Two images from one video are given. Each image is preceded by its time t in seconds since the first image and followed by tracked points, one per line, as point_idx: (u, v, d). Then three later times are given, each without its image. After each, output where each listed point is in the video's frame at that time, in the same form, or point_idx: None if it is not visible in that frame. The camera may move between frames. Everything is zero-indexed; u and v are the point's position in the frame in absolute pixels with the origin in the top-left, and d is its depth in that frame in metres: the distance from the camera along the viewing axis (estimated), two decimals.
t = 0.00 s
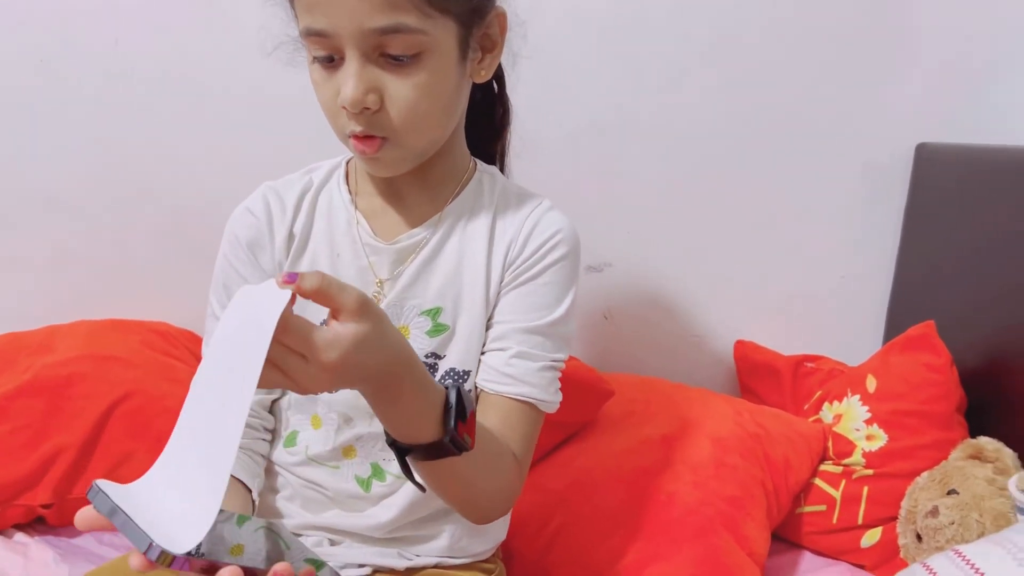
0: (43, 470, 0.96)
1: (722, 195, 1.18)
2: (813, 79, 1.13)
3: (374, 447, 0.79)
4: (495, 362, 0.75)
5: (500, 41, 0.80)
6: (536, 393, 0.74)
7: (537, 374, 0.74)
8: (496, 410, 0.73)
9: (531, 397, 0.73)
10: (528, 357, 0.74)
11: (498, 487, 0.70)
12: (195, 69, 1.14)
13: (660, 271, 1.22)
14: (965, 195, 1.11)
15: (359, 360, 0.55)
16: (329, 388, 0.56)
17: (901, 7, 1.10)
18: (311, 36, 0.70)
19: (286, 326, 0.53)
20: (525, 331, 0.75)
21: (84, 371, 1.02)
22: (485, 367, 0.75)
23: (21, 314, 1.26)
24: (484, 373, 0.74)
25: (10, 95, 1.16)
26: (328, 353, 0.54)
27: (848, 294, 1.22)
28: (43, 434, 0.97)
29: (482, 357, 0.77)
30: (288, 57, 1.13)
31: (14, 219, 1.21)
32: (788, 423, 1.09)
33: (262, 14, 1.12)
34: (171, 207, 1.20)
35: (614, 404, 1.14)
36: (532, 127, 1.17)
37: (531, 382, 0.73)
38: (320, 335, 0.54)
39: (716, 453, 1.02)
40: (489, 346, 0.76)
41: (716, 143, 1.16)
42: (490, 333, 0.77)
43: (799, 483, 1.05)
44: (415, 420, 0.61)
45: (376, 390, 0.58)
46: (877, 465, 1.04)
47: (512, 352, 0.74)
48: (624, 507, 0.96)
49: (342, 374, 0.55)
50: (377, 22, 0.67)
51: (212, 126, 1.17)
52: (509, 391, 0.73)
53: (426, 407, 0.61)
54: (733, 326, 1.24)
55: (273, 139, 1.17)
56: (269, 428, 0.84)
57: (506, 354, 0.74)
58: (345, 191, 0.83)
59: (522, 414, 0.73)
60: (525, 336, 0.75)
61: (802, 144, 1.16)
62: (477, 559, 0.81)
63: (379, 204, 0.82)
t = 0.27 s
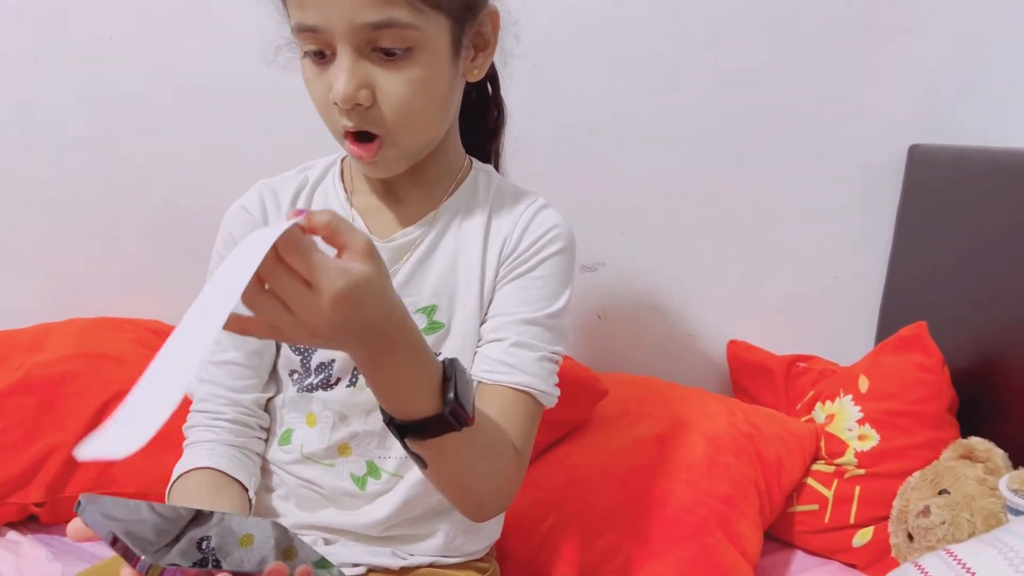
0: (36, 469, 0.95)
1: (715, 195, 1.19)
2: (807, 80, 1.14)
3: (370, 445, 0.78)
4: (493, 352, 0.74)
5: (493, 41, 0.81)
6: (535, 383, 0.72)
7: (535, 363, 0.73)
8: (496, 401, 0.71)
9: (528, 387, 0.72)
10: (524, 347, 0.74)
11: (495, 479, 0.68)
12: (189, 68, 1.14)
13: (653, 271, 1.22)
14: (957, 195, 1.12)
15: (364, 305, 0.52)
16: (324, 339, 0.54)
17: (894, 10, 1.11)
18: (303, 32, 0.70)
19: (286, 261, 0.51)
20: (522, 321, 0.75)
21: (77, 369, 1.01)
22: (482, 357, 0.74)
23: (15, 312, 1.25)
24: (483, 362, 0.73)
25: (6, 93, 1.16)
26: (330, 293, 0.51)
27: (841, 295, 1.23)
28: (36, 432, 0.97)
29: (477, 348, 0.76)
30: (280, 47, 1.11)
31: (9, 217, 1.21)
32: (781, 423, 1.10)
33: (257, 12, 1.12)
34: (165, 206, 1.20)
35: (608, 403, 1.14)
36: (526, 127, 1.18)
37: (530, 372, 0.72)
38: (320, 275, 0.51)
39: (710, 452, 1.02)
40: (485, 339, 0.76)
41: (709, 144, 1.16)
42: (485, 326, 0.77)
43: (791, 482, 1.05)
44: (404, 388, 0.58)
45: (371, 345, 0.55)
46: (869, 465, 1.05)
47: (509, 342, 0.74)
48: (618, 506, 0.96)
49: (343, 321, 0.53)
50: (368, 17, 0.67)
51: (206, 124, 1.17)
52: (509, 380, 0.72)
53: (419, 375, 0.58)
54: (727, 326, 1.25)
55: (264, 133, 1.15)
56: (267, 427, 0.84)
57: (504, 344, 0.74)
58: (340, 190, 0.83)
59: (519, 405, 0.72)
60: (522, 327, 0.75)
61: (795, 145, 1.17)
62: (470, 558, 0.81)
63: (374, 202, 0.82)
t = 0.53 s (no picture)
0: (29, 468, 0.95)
1: (710, 196, 1.19)
2: (800, 84, 1.14)
3: (362, 444, 0.78)
4: (518, 360, 0.72)
5: (482, 46, 0.80)
6: (565, 387, 0.71)
7: (562, 367, 0.72)
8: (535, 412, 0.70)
9: (561, 391, 0.71)
10: (549, 351, 0.72)
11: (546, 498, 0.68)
12: (184, 66, 1.14)
13: (648, 272, 1.22)
14: (950, 197, 1.12)
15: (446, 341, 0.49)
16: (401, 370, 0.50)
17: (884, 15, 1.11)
18: (289, 17, 0.69)
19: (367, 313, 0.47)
20: (542, 326, 0.74)
21: (70, 369, 1.01)
22: (508, 366, 0.72)
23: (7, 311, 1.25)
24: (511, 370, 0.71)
25: None
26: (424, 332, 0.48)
27: (834, 296, 1.24)
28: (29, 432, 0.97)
29: (498, 358, 0.74)
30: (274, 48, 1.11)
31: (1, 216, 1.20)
32: (774, 423, 1.10)
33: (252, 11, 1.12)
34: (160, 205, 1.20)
35: (601, 404, 1.14)
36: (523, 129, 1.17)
37: (560, 375, 0.71)
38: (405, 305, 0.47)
39: (703, 452, 1.02)
40: (506, 347, 0.74)
41: (704, 146, 1.17)
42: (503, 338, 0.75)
43: (784, 483, 1.06)
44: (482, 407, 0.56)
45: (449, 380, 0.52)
46: (862, 465, 1.05)
47: (534, 348, 0.72)
48: (612, 507, 0.96)
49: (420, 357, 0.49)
50: (354, 3, 0.66)
51: (201, 123, 1.16)
52: (541, 387, 0.70)
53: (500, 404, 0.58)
54: (721, 327, 1.25)
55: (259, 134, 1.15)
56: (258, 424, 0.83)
57: (530, 351, 0.72)
58: (332, 187, 0.84)
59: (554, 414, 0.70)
60: (542, 332, 0.74)
61: (789, 146, 1.17)
62: (464, 558, 0.81)
63: (364, 200, 0.82)
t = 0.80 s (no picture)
0: (20, 468, 0.95)
1: (704, 197, 1.19)
2: (795, 86, 1.16)
3: (353, 444, 0.77)
4: (544, 380, 0.74)
5: (468, 51, 0.78)
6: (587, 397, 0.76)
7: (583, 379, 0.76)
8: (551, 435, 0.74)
9: (582, 404, 0.76)
10: (571, 367, 0.76)
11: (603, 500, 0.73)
12: (179, 65, 1.14)
13: (643, 273, 1.22)
14: (942, 199, 1.13)
15: None
16: None
17: (879, 19, 1.14)
18: None
19: None
20: (560, 342, 0.76)
21: (62, 368, 1.01)
22: (536, 387, 0.74)
23: None
24: (540, 391, 0.74)
25: None
26: None
27: (825, 297, 1.26)
28: (21, 432, 0.97)
29: (518, 373, 0.76)
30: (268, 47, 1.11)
31: None
32: (766, 424, 1.10)
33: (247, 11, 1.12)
34: (155, 204, 1.19)
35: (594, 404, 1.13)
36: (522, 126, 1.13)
37: (583, 389, 0.76)
38: None
39: (696, 452, 1.02)
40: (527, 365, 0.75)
41: (698, 147, 1.17)
42: (519, 355, 0.76)
43: (777, 483, 1.06)
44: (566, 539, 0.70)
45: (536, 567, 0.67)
46: (854, 466, 1.05)
47: (558, 367, 0.75)
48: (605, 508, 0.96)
49: None
50: None
51: (196, 122, 1.16)
52: (569, 401, 0.74)
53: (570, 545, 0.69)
54: (715, 327, 1.26)
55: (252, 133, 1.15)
56: (239, 416, 0.79)
57: (554, 368, 0.75)
58: (323, 182, 0.83)
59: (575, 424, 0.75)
60: (560, 349, 0.76)
61: (782, 148, 1.18)
62: (458, 558, 0.81)
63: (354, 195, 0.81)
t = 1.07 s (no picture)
0: (17, 469, 0.95)
1: (702, 199, 1.19)
2: (795, 87, 1.16)
3: (348, 442, 0.77)
4: (539, 390, 0.75)
5: (464, 56, 0.77)
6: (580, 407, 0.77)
7: (576, 390, 0.77)
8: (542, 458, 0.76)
9: (575, 412, 0.77)
10: (566, 376, 0.76)
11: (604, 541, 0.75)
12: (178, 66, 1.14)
13: (642, 274, 1.22)
14: (940, 200, 1.13)
15: None
16: None
17: (879, 18, 1.14)
18: None
19: None
20: (556, 350, 0.76)
21: (60, 370, 1.00)
22: (530, 395, 0.75)
23: None
24: (534, 400, 0.75)
25: None
26: None
27: (823, 299, 1.26)
28: (18, 434, 0.96)
29: (512, 378, 0.77)
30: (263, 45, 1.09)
31: None
32: (765, 425, 1.10)
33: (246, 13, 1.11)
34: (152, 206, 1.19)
35: (592, 405, 1.13)
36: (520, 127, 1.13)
37: (576, 400, 0.77)
38: None
39: (695, 453, 1.02)
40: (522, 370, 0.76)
41: (697, 149, 1.17)
42: (515, 360, 0.76)
43: (776, 485, 1.06)
44: None
45: None
46: (852, 468, 1.05)
47: (552, 376, 0.75)
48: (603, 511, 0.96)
49: None
50: None
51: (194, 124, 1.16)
52: (561, 411, 0.76)
53: None
54: (713, 329, 1.26)
55: (249, 135, 1.12)
56: (229, 402, 0.77)
57: (549, 378, 0.75)
58: (321, 176, 0.82)
59: (568, 433, 0.77)
60: (555, 356, 0.76)
61: (781, 150, 1.18)
62: (458, 560, 0.82)
63: (351, 187, 0.80)
